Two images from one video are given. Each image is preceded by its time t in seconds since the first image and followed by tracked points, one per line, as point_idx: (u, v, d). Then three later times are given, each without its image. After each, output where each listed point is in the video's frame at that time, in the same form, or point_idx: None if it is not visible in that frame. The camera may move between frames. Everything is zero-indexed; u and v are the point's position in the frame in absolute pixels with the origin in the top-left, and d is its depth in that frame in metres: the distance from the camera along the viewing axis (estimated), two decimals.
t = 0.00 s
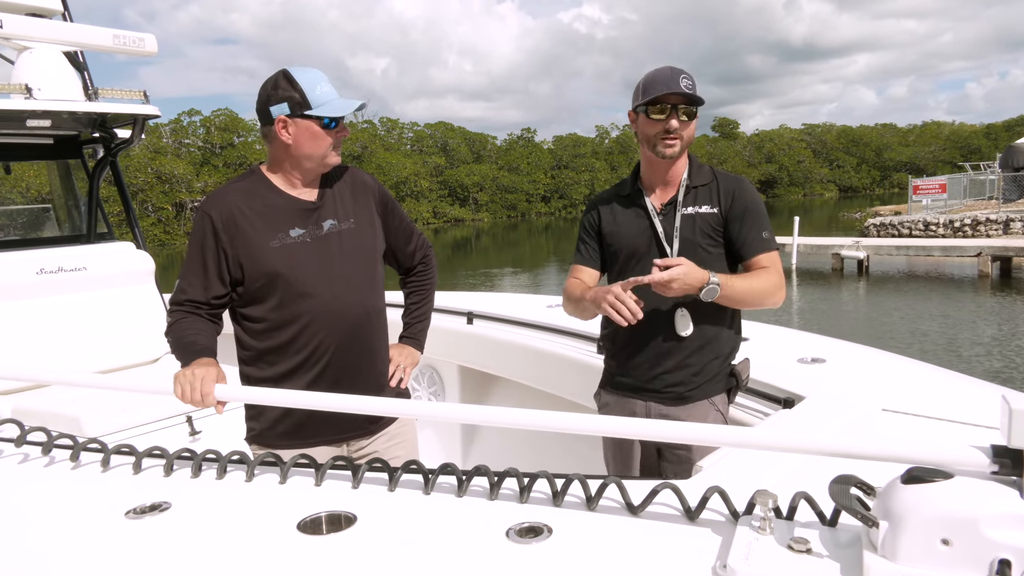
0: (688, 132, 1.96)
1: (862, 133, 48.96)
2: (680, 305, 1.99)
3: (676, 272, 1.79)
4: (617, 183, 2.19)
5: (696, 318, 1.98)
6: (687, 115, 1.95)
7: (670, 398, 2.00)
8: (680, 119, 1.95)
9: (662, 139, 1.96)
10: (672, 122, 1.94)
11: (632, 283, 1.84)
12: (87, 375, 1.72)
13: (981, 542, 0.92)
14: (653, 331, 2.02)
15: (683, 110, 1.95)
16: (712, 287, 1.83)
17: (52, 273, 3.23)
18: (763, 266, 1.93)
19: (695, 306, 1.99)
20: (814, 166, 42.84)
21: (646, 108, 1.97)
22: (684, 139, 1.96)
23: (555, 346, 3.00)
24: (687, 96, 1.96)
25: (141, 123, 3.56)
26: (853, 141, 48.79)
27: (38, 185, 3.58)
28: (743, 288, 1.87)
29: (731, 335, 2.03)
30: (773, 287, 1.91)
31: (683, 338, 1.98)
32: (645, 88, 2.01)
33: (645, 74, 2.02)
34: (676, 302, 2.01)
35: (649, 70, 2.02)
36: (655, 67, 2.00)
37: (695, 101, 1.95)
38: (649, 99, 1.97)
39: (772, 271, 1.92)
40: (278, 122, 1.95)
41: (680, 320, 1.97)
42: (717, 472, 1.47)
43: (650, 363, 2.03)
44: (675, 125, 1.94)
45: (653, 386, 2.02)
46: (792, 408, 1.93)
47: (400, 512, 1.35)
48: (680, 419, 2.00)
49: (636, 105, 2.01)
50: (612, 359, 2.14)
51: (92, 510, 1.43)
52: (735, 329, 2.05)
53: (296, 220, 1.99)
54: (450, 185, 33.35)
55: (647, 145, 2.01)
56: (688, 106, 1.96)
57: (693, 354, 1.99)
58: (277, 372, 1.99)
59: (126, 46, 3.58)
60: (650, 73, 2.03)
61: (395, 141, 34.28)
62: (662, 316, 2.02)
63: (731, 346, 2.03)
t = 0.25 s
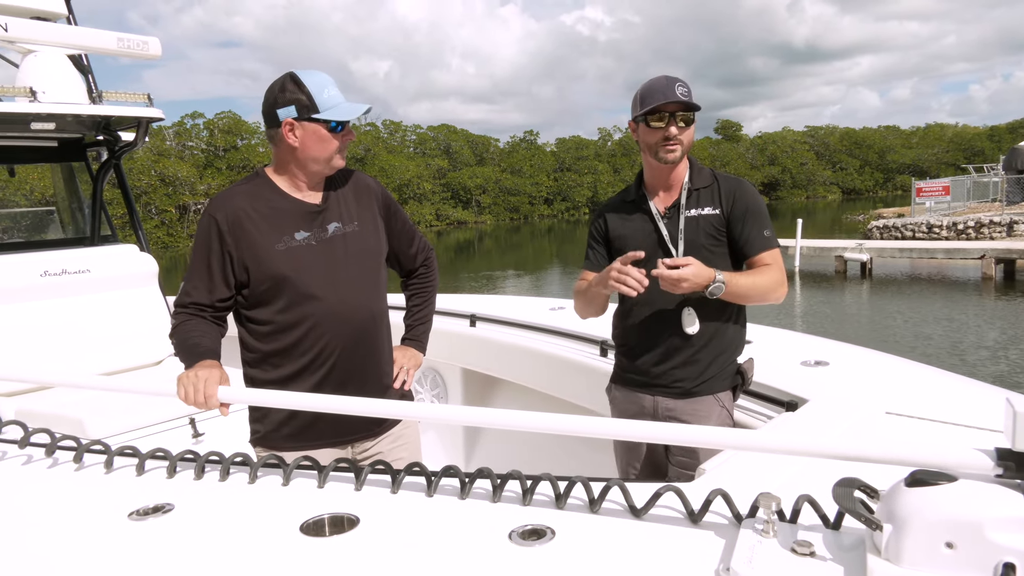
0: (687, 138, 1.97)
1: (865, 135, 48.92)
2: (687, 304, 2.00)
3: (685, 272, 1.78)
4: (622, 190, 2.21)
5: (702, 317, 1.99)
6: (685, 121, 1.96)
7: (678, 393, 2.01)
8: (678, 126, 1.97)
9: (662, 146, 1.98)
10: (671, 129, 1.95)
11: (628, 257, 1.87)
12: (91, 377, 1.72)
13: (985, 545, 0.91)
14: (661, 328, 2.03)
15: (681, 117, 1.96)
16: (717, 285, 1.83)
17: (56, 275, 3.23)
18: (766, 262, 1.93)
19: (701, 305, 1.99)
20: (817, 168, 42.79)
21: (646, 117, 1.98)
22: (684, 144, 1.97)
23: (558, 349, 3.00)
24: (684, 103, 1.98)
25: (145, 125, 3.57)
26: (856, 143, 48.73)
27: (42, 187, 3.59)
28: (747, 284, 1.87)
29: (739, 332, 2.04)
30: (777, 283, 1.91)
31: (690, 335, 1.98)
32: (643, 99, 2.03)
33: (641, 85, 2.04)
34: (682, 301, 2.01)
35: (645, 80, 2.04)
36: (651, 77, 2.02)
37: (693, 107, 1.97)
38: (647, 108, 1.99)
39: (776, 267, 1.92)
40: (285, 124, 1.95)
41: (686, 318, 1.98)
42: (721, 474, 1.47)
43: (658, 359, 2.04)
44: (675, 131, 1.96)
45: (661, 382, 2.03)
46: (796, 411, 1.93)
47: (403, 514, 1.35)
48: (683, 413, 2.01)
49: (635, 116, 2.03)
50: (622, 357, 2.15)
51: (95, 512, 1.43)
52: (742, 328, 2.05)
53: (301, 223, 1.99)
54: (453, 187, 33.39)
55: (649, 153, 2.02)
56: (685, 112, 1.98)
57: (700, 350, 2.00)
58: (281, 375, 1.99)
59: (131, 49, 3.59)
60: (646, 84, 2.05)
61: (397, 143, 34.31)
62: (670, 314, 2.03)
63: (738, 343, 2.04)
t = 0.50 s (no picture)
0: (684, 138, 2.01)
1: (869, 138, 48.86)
2: (693, 302, 2.00)
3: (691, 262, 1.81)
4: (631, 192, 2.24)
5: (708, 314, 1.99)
6: (681, 122, 2.01)
7: (686, 389, 2.02)
8: (675, 126, 2.01)
9: (659, 147, 2.03)
10: (667, 130, 2.00)
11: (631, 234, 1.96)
12: (95, 379, 1.73)
13: (990, 549, 0.91)
14: (669, 325, 2.04)
15: (678, 118, 2.01)
16: (725, 275, 1.83)
17: (60, 277, 3.24)
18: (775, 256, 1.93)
19: (708, 302, 1.99)
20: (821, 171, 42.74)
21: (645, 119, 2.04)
22: (682, 144, 2.00)
23: (561, 352, 3.00)
24: (680, 105, 2.02)
25: (149, 129, 3.58)
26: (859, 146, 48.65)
27: (46, 190, 3.60)
28: (755, 276, 1.87)
29: (747, 330, 2.04)
30: (783, 277, 1.91)
31: (697, 333, 1.99)
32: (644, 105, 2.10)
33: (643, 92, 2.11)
34: (688, 298, 2.02)
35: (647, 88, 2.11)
36: (652, 84, 2.09)
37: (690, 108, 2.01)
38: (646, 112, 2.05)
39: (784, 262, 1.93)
40: (292, 127, 1.96)
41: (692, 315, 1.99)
42: (724, 477, 1.47)
43: (666, 355, 2.05)
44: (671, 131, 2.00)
45: (670, 378, 2.04)
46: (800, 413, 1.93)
47: (405, 517, 1.35)
48: (693, 408, 2.01)
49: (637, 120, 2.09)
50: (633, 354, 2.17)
51: (99, 514, 1.44)
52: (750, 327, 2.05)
53: (306, 225, 2.00)
54: (456, 190, 33.43)
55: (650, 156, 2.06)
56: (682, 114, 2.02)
57: (709, 348, 2.00)
58: (286, 377, 2.00)
59: (135, 53, 3.61)
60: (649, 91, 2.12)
61: (400, 146, 34.38)
62: (676, 312, 2.03)
63: (745, 338, 2.03)
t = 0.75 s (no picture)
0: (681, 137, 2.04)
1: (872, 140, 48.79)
2: (696, 301, 2.01)
3: (691, 251, 1.82)
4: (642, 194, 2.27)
5: (711, 314, 1.99)
6: (677, 122, 2.04)
7: (687, 387, 2.02)
8: (672, 127, 2.05)
9: (657, 148, 2.08)
10: (662, 130, 2.05)
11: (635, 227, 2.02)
12: (99, 380, 1.73)
13: (995, 550, 0.91)
14: (672, 324, 2.05)
15: (674, 118, 2.05)
16: (725, 268, 1.84)
17: (64, 279, 3.26)
18: (778, 255, 1.93)
19: (712, 301, 2.00)
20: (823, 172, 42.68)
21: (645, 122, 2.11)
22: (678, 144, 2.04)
23: (564, 353, 3.00)
24: (677, 106, 2.05)
25: (152, 130, 3.60)
26: (862, 148, 48.57)
27: (49, 191, 3.61)
28: (757, 272, 1.86)
29: (750, 331, 2.04)
30: (788, 276, 1.90)
31: (699, 332, 1.99)
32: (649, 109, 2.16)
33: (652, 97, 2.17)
34: (691, 297, 2.03)
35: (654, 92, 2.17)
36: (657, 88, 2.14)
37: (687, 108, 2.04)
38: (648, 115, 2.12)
39: (790, 263, 1.92)
40: (299, 130, 1.96)
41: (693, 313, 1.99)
42: (727, 478, 1.47)
43: (669, 353, 2.06)
44: (666, 131, 2.05)
45: (673, 377, 2.05)
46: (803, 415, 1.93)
47: (408, 517, 1.35)
48: (691, 405, 2.01)
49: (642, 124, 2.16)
50: (638, 354, 2.17)
51: (103, 514, 1.44)
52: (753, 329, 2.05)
53: (311, 226, 2.00)
54: (458, 191, 33.46)
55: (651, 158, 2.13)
56: (679, 115, 2.06)
57: (712, 349, 2.00)
58: (290, 378, 2.00)
59: (139, 55, 3.63)
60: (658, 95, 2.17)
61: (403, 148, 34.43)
62: (680, 311, 2.04)
63: (748, 340, 2.03)
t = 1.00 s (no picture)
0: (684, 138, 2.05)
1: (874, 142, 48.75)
2: (699, 301, 2.02)
3: (688, 242, 1.85)
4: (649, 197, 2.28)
5: (714, 314, 2.00)
6: (680, 123, 2.06)
7: (689, 388, 2.02)
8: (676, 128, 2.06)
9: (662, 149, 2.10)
10: (666, 131, 2.07)
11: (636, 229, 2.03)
12: (102, 380, 1.74)
13: (997, 551, 0.91)
14: (674, 324, 2.05)
15: (678, 119, 2.06)
16: (722, 263, 1.84)
17: (66, 280, 3.26)
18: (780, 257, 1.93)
19: (714, 301, 2.00)
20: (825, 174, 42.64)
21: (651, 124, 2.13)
22: (682, 144, 2.05)
23: (566, 355, 3.00)
24: (682, 107, 2.06)
25: (155, 132, 3.60)
26: (865, 150, 48.48)
27: (52, 193, 3.63)
28: (755, 270, 1.86)
29: (753, 332, 2.04)
30: (789, 278, 1.90)
31: (701, 332, 2.00)
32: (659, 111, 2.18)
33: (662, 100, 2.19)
34: (694, 297, 2.03)
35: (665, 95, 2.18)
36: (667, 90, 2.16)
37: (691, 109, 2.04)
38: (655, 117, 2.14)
39: (789, 265, 1.92)
40: (305, 130, 1.97)
41: (696, 313, 2.00)
42: (729, 479, 1.47)
43: (671, 354, 2.06)
44: (670, 133, 2.06)
45: (675, 378, 2.05)
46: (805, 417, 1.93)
47: (410, 517, 1.35)
48: (693, 407, 2.01)
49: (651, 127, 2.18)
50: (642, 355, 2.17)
51: (105, 514, 1.44)
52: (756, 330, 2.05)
53: (316, 227, 2.01)
54: (460, 193, 33.49)
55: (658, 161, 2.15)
56: (684, 117, 2.07)
57: (715, 350, 2.00)
58: (294, 378, 2.00)
59: (143, 57, 3.64)
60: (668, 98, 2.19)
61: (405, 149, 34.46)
62: (682, 310, 2.05)
63: (751, 341, 2.03)
